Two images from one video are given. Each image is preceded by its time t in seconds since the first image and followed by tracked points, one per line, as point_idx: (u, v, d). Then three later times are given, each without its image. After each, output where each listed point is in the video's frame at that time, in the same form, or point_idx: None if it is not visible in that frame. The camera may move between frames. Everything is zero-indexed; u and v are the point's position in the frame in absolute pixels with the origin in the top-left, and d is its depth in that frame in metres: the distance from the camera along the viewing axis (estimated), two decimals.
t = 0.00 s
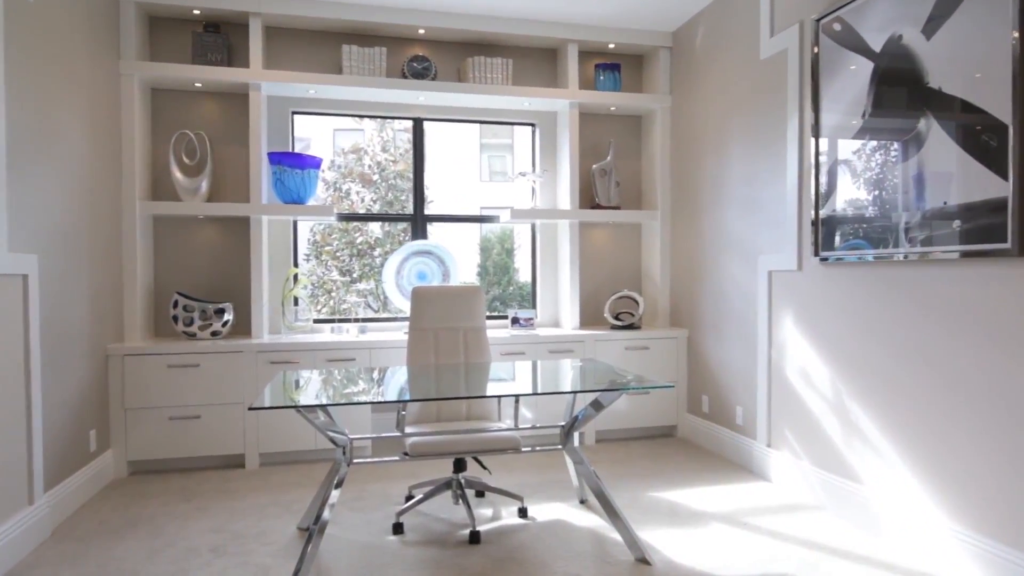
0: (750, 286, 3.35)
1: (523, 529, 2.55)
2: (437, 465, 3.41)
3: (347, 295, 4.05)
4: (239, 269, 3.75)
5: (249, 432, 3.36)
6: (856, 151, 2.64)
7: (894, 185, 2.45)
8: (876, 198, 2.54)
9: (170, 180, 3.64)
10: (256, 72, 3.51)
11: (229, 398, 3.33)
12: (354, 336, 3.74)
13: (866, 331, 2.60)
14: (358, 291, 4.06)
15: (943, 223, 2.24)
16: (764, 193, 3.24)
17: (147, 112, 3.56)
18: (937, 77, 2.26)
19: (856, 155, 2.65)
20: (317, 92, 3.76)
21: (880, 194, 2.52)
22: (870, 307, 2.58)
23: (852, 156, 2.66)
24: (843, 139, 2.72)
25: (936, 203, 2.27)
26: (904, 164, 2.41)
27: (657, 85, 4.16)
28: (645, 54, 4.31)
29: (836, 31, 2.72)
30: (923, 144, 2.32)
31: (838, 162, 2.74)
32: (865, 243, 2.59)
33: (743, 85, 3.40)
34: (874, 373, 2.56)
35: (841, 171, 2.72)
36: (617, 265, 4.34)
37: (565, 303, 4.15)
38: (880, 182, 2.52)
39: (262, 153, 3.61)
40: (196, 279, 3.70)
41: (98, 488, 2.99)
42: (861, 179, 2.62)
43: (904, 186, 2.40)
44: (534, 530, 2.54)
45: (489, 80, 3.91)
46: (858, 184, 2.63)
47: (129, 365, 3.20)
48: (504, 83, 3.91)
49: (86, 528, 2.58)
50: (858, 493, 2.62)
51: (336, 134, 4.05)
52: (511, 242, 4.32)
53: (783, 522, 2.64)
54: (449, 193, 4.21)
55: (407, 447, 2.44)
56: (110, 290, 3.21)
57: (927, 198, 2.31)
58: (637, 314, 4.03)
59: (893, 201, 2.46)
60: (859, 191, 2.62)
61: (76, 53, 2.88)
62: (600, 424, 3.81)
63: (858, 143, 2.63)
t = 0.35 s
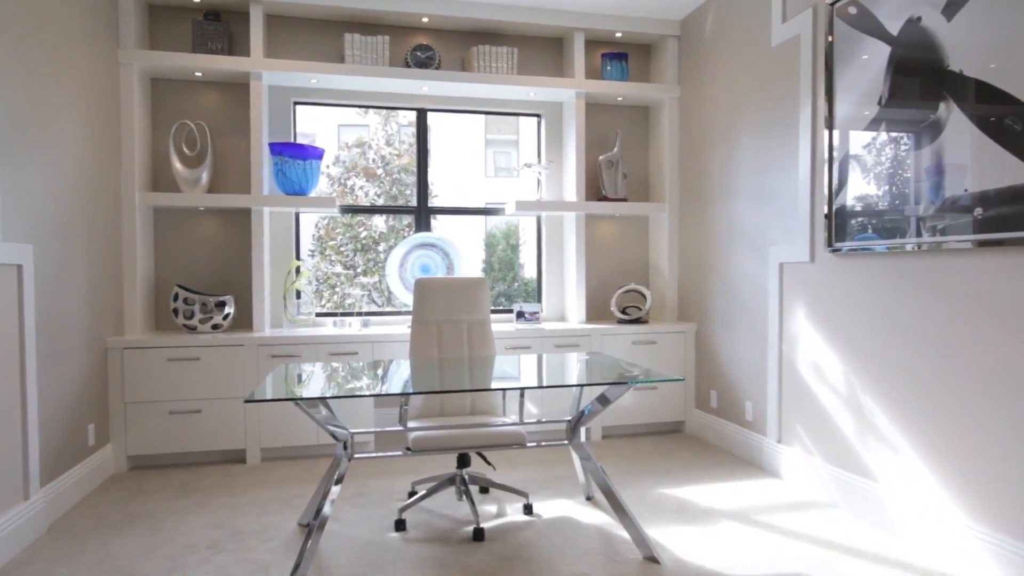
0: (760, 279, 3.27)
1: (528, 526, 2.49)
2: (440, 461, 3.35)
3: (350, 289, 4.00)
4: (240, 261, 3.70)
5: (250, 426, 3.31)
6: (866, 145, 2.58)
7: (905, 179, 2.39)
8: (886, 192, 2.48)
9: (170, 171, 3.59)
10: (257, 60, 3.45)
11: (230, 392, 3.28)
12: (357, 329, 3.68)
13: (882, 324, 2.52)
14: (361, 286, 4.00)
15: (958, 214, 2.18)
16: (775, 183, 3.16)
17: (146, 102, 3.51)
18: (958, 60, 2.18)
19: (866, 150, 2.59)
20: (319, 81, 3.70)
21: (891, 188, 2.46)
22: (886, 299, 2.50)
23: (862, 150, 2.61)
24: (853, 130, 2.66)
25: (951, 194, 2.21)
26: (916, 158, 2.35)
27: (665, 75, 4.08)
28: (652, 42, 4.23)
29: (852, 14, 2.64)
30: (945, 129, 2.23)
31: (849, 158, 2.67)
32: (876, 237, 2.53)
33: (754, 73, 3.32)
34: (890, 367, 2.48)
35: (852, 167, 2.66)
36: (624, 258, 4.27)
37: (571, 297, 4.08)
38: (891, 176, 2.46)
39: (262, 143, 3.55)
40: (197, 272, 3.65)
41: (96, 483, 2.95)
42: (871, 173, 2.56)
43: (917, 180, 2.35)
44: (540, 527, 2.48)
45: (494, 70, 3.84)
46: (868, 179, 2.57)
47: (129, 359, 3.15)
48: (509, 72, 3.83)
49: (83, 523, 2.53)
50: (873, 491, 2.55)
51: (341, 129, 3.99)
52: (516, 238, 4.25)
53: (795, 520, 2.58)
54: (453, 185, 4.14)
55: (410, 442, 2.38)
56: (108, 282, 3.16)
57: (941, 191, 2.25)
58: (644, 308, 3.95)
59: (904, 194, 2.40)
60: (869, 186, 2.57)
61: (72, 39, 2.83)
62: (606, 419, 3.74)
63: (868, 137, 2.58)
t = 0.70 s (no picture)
0: (769, 272, 3.20)
1: (531, 523, 2.44)
2: (442, 456, 3.30)
3: (352, 283, 3.94)
4: (240, 254, 3.65)
5: (249, 421, 3.26)
6: (876, 139, 2.53)
7: (919, 169, 2.32)
8: (900, 183, 2.41)
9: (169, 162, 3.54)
10: (256, 49, 3.39)
11: (229, 386, 3.23)
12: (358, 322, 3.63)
13: (895, 318, 2.45)
14: (363, 280, 3.95)
15: (972, 205, 2.12)
16: (785, 173, 3.09)
17: (144, 92, 3.45)
18: (976, 43, 2.10)
19: (875, 144, 2.54)
20: (320, 70, 3.64)
21: (901, 182, 2.41)
22: (899, 292, 2.43)
23: (871, 145, 2.55)
24: (865, 121, 2.59)
25: (965, 185, 2.14)
26: (927, 150, 2.30)
27: (671, 65, 4.01)
28: (659, 32, 4.16)
29: None
30: (961, 116, 2.16)
31: (858, 154, 2.62)
32: (883, 231, 2.49)
33: (763, 61, 3.24)
34: (904, 362, 2.41)
35: (861, 164, 2.61)
36: (630, 252, 4.21)
37: (576, 291, 4.02)
38: (901, 169, 2.41)
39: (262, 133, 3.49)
40: (197, 265, 3.60)
41: (94, 478, 2.90)
42: (880, 167, 2.51)
43: (930, 171, 2.29)
44: (544, 525, 2.43)
45: (498, 59, 3.77)
46: (877, 174, 2.52)
47: (126, 352, 3.11)
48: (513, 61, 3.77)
49: (78, 519, 2.49)
50: (886, 488, 2.48)
51: (345, 124, 3.93)
52: (520, 234, 4.19)
53: (806, 518, 2.51)
54: (457, 177, 4.08)
55: (411, 438, 2.32)
56: (106, 275, 3.11)
57: (953, 184, 2.20)
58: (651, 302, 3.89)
59: (917, 187, 2.34)
60: (878, 181, 2.52)
61: (67, 25, 2.77)
62: (611, 415, 3.69)
63: (877, 131, 2.52)
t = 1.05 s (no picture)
0: (778, 265, 3.13)
1: (534, 522, 2.37)
2: (443, 453, 3.24)
3: (353, 278, 3.87)
4: (239, 247, 3.59)
5: (247, 416, 3.20)
6: (884, 135, 2.48)
7: (936, 157, 2.24)
8: (915, 173, 2.33)
9: (166, 154, 3.48)
10: (254, 38, 3.33)
11: (226, 381, 3.17)
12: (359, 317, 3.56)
13: (910, 311, 2.37)
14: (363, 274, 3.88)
15: (992, 194, 2.04)
16: (795, 164, 3.01)
17: (141, 81, 3.40)
18: (996, 25, 2.02)
19: (884, 140, 2.48)
20: (320, 60, 3.58)
21: (909, 178, 2.36)
22: (914, 284, 2.36)
23: (880, 141, 2.50)
24: (875, 113, 2.52)
25: (985, 173, 2.06)
26: (937, 143, 2.25)
27: (678, 55, 3.93)
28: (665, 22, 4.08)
29: None
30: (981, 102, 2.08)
31: (867, 149, 2.56)
32: (895, 223, 2.42)
33: (772, 49, 3.17)
34: (919, 357, 2.33)
35: (870, 161, 2.55)
36: (635, 247, 4.13)
37: (580, 286, 3.95)
38: (917, 158, 2.33)
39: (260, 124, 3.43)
40: (195, 258, 3.55)
41: (87, 474, 2.85)
42: (887, 164, 2.46)
43: (947, 160, 2.21)
44: (547, 523, 2.36)
45: (501, 49, 3.70)
46: (885, 170, 2.47)
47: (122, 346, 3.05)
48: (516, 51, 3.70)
49: (70, 517, 2.43)
50: (900, 486, 2.41)
51: (347, 119, 3.87)
52: (523, 230, 4.12)
53: (817, 517, 2.44)
54: (459, 169, 4.01)
55: (411, 434, 2.25)
56: (101, 267, 3.05)
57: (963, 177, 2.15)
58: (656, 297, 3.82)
59: (933, 175, 2.26)
60: (886, 177, 2.47)
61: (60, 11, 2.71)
62: (616, 411, 3.62)
63: (886, 126, 2.47)
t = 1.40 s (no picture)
0: (788, 261, 3.05)
1: (537, 524, 2.30)
2: (444, 453, 3.17)
3: (353, 274, 3.81)
4: (236, 243, 3.52)
5: (243, 414, 3.13)
6: (891, 134, 2.43)
7: (954, 149, 2.17)
8: (931, 165, 2.26)
9: (163, 146, 3.42)
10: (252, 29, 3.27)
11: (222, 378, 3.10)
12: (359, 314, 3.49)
13: (925, 309, 2.30)
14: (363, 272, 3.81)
15: (1013, 185, 1.96)
16: (804, 157, 2.94)
17: (138, 72, 3.33)
18: (1017, 11, 1.95)
19: (892, 139, 2.43)
20: (319, 52, 3.51)
21: (918, 176, 2.30)
22: (929, 280, 2.28)
23: (890, 138, 2.43)
24: (886, 109, 2.46)
25: (1005, 163, 1.98)
26: (951, 136, 2.18)
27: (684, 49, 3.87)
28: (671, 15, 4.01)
29: None
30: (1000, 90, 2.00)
31: (880, 141, 2.49)
32: (909, 217, 2.34)
33: (781, 41, 3.10)
34: (934, 356, 2.26)
35: (883, 153, 2.48)
36: (639, 245, 4.06)
37: (584, 283, 3.88)
38: (933, 149, 2.25)
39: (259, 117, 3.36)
40: (191, 254, 3.48)
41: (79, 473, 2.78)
42: (894, 164, 2.42)
43: (965, 151, 2.13)
44: (551, 526, 2.29)
45: (504, 42, 3.63)
46: (894, 168, 2.42)
47: (116, 342, 2.98)
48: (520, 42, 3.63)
49: (60, 516, 2.36)
50: (916, 489, 2.33)
51: (346, 112, 3.81)
52: (525, 229, 4.04)
53: (829, 520, 2.37)
54: (461, 164, 3.94)
55: (411, 433, 2.17)
56: (95, 261, 2.99)
57: (973, 174, 2.10)
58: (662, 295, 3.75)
59: (950, 167, 2.18)
60: (895, 175, 2.41)
61: None
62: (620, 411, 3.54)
63: (894, 125, 2.42)
